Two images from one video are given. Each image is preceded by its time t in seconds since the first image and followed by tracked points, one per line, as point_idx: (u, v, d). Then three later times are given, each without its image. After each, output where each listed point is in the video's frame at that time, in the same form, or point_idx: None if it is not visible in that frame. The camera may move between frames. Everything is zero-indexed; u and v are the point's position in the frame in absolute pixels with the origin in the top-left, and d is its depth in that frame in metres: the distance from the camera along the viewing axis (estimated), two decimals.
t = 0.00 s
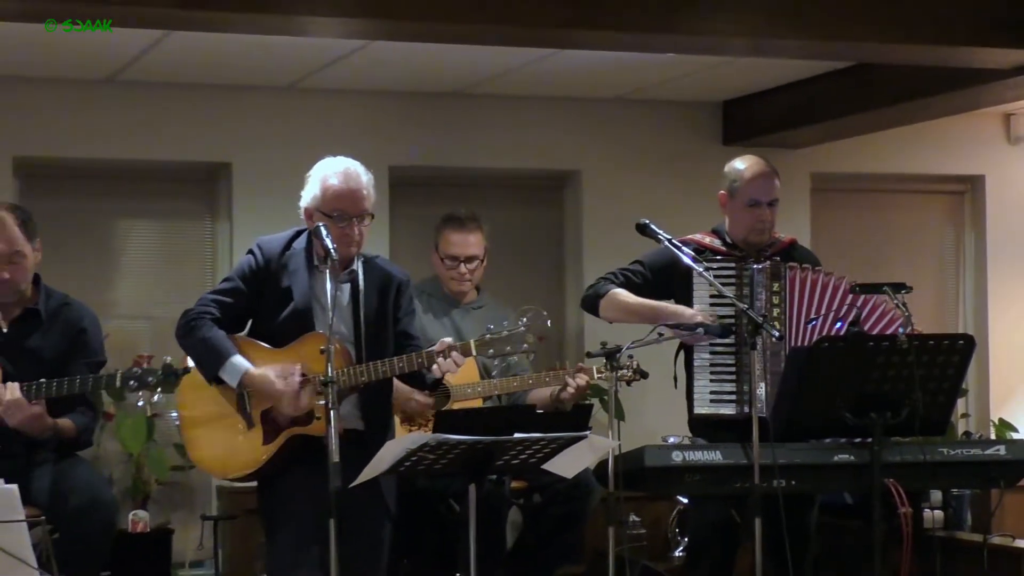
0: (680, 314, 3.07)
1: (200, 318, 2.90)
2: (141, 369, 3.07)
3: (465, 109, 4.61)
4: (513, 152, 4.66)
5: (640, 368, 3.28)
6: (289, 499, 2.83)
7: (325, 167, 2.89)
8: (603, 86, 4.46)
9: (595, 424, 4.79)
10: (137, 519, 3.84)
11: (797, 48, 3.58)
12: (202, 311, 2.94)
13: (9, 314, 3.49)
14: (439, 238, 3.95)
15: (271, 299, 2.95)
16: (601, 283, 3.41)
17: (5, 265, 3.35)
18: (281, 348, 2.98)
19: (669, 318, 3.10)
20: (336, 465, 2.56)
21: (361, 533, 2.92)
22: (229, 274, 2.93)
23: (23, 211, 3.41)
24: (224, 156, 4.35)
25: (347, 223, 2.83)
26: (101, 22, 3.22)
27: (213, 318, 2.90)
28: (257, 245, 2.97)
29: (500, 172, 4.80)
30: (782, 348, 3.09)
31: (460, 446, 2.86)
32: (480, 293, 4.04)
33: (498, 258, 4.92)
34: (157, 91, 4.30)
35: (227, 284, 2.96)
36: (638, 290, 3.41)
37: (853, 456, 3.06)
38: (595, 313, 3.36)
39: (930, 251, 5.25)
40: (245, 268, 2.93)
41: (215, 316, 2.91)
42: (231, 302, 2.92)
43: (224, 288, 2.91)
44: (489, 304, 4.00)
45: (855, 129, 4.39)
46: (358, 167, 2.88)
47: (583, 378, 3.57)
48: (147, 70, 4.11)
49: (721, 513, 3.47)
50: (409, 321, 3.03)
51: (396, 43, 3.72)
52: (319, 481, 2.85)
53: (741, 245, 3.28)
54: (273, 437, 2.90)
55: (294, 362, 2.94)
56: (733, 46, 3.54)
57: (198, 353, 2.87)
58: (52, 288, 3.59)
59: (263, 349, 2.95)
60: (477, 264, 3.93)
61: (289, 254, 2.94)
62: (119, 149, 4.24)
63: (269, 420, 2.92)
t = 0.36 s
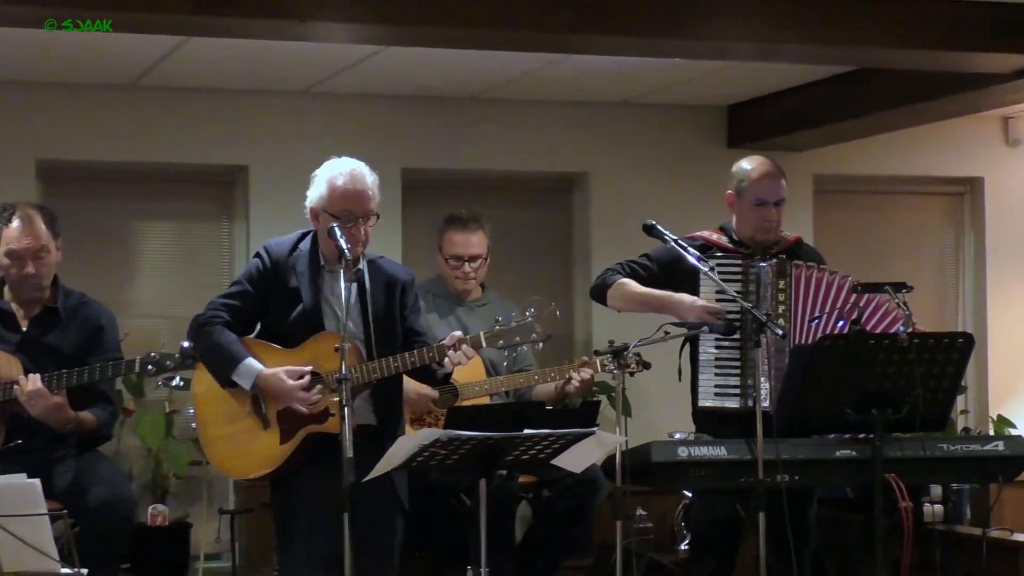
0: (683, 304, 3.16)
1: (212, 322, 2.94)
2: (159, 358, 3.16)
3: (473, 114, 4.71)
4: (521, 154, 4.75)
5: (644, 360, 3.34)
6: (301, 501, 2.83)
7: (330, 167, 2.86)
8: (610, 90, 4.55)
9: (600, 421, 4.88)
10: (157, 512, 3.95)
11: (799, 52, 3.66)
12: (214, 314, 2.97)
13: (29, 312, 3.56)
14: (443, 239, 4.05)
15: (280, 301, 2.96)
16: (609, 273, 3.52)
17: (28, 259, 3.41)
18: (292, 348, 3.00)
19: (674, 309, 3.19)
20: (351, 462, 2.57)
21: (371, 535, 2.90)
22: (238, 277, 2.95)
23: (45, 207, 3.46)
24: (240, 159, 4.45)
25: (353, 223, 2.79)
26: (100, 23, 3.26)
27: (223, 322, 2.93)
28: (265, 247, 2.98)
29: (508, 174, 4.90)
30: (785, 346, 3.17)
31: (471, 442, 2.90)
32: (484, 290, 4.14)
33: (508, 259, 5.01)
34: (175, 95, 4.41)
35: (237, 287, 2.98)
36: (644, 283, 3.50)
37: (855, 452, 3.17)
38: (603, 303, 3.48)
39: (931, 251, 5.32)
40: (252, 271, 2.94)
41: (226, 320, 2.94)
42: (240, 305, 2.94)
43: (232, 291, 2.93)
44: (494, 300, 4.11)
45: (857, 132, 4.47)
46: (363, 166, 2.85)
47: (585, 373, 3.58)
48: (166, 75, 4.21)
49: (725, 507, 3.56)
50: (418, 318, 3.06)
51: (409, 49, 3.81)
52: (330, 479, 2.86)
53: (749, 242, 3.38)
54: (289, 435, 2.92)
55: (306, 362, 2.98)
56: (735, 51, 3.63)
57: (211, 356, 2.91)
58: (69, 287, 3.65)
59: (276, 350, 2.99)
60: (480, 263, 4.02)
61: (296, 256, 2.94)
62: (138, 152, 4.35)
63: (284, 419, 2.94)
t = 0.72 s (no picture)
0: (684, 301, 3.26)
1: (222, 317, 3.00)
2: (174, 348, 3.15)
3: (483, 117, 4.81)
4: (529, 157, 4.85)
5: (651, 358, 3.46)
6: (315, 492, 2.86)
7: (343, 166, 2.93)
8: (616, 95, 4.64)
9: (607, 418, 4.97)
10: (177, 506, 4.06)
11: (802, 57, 3.76)
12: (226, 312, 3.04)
13: (52, 311, 3.64)
14: (450, 241, 4.16)
15: (291, 300, 3.03)
16: (616, 272, 3.61)
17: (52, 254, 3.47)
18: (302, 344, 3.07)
19: (676, 308, 3.28)
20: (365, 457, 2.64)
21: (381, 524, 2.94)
22: (250, 277, 3.02)
23: (68, 205, 3.51)
24: (255, 162, 4.56)
25: (368, 220, 2.87)
26: (101, 22, 3.26)
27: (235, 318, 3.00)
28: (276, 248, 3.05)
29: (516, 177, 5.00)
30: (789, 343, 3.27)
31: (481, 437, 2.98)
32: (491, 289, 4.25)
33: (518, 259, 5.12)
34: (194, 100, 4.52)
35: (248, 286, 3.05)
36: (650, 282, 3.60)
37: (857, 447, 3.27)
38: (609, 299, 3.57)
39: (933, 252, 5.41)
40: (263, 271, 3.01)
41: (236, 316, 3.00)
42: (252, 303, 3.01)
43: (243, 289, 3.00)
44: (500, 299, 4.21)
45: (859, 136, 4.56)
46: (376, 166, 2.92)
47: (589, 370, 3.69)
48: (185, 81, 4.32)
49: (730, 501, 3.65)
50: (427, 316, 3.10)
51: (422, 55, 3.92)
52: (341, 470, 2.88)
53: (754, 242, 3.47)
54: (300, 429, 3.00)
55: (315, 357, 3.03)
56: (739, 56, 3.73)
57: (220, 349, 2.97)
58: (92, 287, 3.72)
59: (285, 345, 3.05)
60: (486, 264, 4.12)
61: (307, 255, 3.02)
62: (158, 156, 4.46)
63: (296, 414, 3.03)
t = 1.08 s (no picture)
0: (692, 303, 3.34)
1: (240, 323, 3.11)
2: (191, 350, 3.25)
3: (492, 121, 4.92)
4: (537, 160, 4.96)
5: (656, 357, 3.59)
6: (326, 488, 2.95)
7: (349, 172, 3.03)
8: (623, 100, 4.75)
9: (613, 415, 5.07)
10: (195, 500, 4.18)
11: (804, 63, 3.86)
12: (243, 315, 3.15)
13: (74, 313, 3.75)
14: (461, 242, 4.27)
15: (307, 300, 3.14)
16: (623, 275, 3.72)
17: (78, 257, 3.60)
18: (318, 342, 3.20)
19: (684, 310, 3.37)
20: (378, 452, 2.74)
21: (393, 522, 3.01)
22: (266, 281, 3.13)
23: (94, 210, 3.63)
24: (270, 165, 4.67)
25: (375, 222, 2.97)
26: (101, 22, 3.30)
27: (252, 322, 3.11)
28: (292, 251, 3.15)
29: (524, 180, 5.10)
30: (792, 343, 3.37)
31: (491, 434, 3.08)
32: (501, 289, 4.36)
33: (527, 261, 5.22)
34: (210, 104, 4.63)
35: (265, 289, 3.16)
36: (657, 285, 3.70)
37: (858, 443, 3.36)
38: (617, 303, 3.68)
39: (932, 253, 5.51)
40: (280, 275, 3.12)
41: (253, 320, 3.11)
42: (269, 306, 3.12)
43: (260, 293, 3.11)
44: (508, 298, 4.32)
45: (861, 139, 4.66)
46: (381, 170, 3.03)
47: (597, 368, 3.79)
48: (202, 86, 4.44)
49: (734, 495, 3.75)
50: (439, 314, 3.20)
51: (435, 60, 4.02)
52: (350, 469, 2.97)
53: (758, 246, 3.57)
54: (312, 425, 3.12)
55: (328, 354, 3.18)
56: (741, 62, 3.83)
57: (239, 355, 3.10)
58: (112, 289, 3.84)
59: (301, 347, 3.21)
60: (497, 266, 4.23)
61: (321, 258, 3.12)
62: (176, 159, 4.58)
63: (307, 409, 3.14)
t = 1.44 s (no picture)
0: (698, 308, 3.47)
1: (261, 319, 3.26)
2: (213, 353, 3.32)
3: (504, 125, 5.04)
4: (549, 162, 5.08)
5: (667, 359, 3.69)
6: (346, 484, 3.12)
7: (359, 180, 3.20)
8: (632, 104, 4.86)
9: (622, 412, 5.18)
10: (216, 495, 4.31)
11: (810, 68, 3.97)
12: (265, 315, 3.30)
13: (100, 311, 3.86)
14: (483, 242, 4.37)
15: (325, 301, 3.29)
16: (632, 281, 3.83)
17: (95, 260, 3.73)
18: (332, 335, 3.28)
19: (691, 314, 3.49)
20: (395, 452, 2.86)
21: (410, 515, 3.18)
22: (288, 282, 3.30)
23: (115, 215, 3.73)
24: (289, 168, 4.80)
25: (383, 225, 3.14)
26: (100, 22, 3.40)
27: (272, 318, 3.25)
28: (314, 254, 3.33)
29: (535, 182, 5.22)
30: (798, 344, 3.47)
31: (506, 429, 3.19)
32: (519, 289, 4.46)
33: (538, 261, 5.32)
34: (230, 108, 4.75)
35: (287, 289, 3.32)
36: (665, 291, 3.81)
37: (861, 439, 3.47)
38: (626, 308, 3.79)
39: (934, 253, 5.61)
40: (302, 275, 3.29)
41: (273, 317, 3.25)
42: (289, 304, 3.27)
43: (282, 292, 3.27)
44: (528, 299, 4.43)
45: (866, 142, 4.77)
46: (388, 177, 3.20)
47: (616, 367, 3.90)
48: (223, 91, 4.56)
49: (740, 490, 3.84)
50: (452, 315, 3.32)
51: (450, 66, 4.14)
52: (368, 467, 3.13)
53: (763, 251, 3.67)
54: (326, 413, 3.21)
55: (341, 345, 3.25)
56: (747, 68, 3.94)
57: (257, 349, 3.22)
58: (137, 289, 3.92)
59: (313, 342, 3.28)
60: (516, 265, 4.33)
61: (340, 260, 3.29)
62: (196, 161, 4.70)
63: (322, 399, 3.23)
